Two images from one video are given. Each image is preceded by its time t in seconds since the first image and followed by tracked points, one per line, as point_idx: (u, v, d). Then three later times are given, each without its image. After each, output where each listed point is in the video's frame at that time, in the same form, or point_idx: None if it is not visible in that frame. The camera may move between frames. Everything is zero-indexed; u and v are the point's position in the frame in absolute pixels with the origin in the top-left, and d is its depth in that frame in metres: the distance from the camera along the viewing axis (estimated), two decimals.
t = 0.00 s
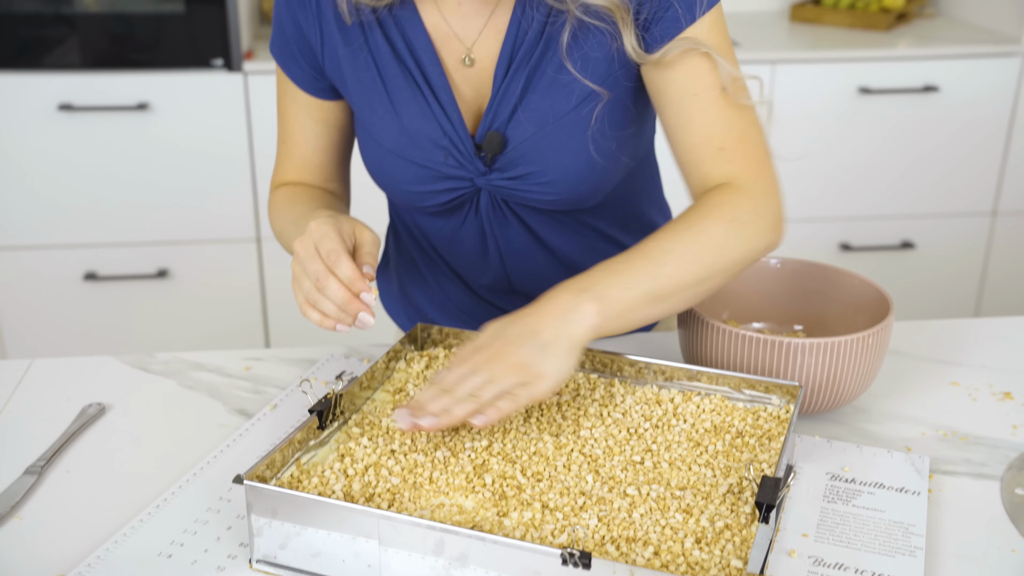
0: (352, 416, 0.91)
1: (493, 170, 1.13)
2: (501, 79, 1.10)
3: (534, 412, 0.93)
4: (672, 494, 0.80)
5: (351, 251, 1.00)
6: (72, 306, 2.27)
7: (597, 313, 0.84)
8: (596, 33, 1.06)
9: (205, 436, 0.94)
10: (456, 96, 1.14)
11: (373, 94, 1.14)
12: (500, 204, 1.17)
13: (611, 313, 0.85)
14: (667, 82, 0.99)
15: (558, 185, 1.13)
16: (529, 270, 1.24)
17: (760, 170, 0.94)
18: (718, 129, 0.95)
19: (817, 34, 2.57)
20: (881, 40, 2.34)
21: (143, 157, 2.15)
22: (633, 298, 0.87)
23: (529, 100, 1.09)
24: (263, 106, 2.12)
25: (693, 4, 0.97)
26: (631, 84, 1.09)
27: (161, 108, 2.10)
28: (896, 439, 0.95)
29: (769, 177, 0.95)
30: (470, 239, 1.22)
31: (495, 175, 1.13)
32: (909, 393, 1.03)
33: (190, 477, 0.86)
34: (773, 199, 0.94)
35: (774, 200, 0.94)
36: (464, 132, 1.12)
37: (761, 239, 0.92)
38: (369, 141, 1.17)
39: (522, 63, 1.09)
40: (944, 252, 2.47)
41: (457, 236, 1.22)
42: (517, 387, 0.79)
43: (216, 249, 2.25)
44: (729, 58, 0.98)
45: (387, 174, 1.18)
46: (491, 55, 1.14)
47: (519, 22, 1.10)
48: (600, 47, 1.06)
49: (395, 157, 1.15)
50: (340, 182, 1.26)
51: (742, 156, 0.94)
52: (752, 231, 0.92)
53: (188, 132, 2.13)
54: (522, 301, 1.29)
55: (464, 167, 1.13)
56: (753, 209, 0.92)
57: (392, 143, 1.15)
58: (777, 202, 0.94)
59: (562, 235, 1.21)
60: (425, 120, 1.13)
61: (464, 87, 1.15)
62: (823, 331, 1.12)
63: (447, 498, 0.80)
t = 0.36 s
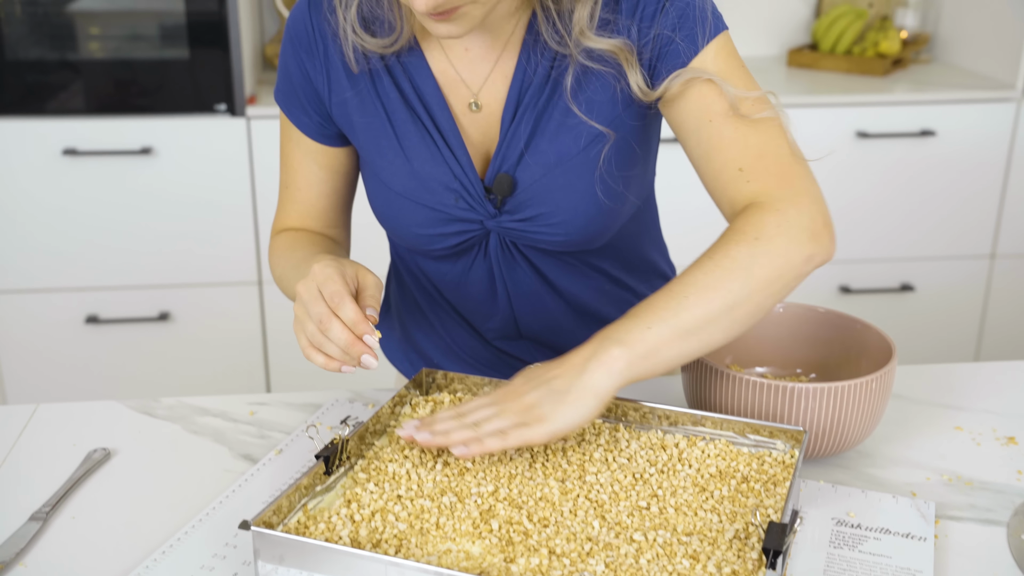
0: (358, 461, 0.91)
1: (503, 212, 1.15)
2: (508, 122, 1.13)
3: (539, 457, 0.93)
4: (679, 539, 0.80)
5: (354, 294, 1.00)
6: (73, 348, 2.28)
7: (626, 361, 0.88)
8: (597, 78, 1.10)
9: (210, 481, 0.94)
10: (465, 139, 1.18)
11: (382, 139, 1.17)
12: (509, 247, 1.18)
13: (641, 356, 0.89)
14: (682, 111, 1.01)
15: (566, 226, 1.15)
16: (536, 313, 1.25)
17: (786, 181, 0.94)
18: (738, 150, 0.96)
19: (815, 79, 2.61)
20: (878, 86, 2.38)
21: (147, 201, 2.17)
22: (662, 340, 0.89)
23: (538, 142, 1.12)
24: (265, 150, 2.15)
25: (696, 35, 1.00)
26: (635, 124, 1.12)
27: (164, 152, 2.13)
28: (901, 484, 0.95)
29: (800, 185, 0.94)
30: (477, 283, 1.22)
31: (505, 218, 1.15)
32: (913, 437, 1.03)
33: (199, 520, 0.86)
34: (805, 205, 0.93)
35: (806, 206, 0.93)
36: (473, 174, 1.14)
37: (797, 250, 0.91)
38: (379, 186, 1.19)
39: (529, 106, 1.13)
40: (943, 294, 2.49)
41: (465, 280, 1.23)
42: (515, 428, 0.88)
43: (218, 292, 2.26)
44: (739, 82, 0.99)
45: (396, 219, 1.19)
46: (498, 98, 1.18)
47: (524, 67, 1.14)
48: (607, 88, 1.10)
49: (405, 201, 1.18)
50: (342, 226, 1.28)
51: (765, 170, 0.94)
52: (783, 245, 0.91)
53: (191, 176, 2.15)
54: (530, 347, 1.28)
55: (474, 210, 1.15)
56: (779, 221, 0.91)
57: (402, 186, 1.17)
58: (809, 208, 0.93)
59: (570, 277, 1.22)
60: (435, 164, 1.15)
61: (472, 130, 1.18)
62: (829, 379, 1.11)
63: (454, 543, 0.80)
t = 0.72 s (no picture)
0: (367, 509, 0.92)
1: (511, 260, 1.17)
2: (519, 172, 1.17)
3: (546, 505, 0.94)
4: None
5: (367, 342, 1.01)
6: (75, 394, 2.28)
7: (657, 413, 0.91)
8: (607, 126, 1.14)
9: (217, 529, 0.94)
10: (476, 188, 1.21)
11: (394, 184, 1.21)
12: (517, 293, 1.20)
13: (670, 406, 0.91)
14: (700, 145, 1.03)
15: (574, 274, 1.16)
16: (544, 359, 1.25)
17: (804, 198, 0.93)
18: (754, 174, 0.96)
19: (813, 125, 2.65)
20: (877, 132, 2.44)
21: (152, 246, 2.19)
22: (687, 387, 0.92)
23: (547, 193, 1.15)
24: (269, 196, 2.19)
25: (701, 77, 1.03)
26: (641, 175, 1.15)
27: (168, 198, 2.16)
28: (905, 532, 0.95)
29: (819, 199, 0.93)
30: (485, 329, 1.24)
31: (513, 265, 1.17)
32: (917, 485, 1.03)
33: (208, 568, 0.87)
34: (823, 218, 0.92)
35: (826, 219, 0.92)
36: (483, 222, 1.17)
37: (819, 266, 0.91)
38: (390, 231, 1.22)
39: (539, 157, 1.16)
40: (943, 339, 2.51)
41: (473, 325, 1.24)
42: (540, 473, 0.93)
43: (221, 336, 2.27)
44: (750, 109, 1.01)
45: (406, 264, 1.22)
46: (509, 149, 1.21)
47: (535, 119, 1.17)
48: (614, 139, 1.14)
49: (415, 246, 1.20)
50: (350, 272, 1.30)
51: (781, 191, 0.94)
52: (804, 263, 0.91)
53: (194, 220, 2.18)
54: (538, 391, 1.28)
55: (483, 258, 1.17)
56: (797, 241, 0.91)
57: (413, 232, 1.20)
58: (830, 220, 0.92)
59: (578, 324, 1.23)
60: (446, 212, 1.18)
61: (483, 179, 1.22)
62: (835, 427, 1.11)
63: None
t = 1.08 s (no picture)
0: (364, 559, 0.93)
1: (511, 309, 1.18)
2: (520, 224, 1.18)
3: (543, 556, 0.93)
4: None
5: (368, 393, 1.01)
6: (74, 441, 2.30)
7: (669, 454, 0.91)
8: (607, 178, 1.16)
9: None
10: (478, 239, 1.23)
11: (397, 233, 1.22)
12: (517, 343, 1.21)
13: (682, 448, 0.91)
14: (707, 184, 1.03)
15: (573, 325, 1.17)
16: (544, 408, 1.25)
17: (811, 221, 0.92)
18: (759, 208, 0.95)
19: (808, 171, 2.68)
20: (873, 178, 2.49)
21: (152, 292, 2.23)
22: (698, 427, 0.91)
23: (548, 244, 1.17)
24: (268, 241, 2.22)
25: (700, 123, 1.05)
26: (641, 228, 1.17)
27: (167, 245, 2.21)
28: None
29: (825, 223, 0.91)
30: (485, 377, 1.25)
31: (513, 315, 1.18)
32: (916, 534, 1.03)
33: None
34: (831, 242, 0.90)
35: (833, 242, 0.90)
36: (484, 272, 1.19)
37: (826, 291, 0.89)
38: (392, 278, 1.23)
39: (541, 208, 1.18)
40: (940, 384, 2.54)
41: (474, 373, 1.25)
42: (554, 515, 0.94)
43: (219, 382, 2.29)
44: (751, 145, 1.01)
45: (408, 311, 1.23)
46: (510, 200, 1.23)
47: (537, 171, 1.20)
48: (613, 191, 1.15)
49: (416, 294, 1.21)
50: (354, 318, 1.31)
51: (789, 219, 0.93)
52: (813, 288, 0.89)
53: (194, 267, 2.22)
54: (538, 441, 1.27)
55: (483, 307, 1.19)
56: (802, 268, 0.90)
57: (415, 280, 1.21)
58: (839, 241, 0.90)
59: (578, 375, 1.23)
60: (448, 261, 1.20)
61: (485, 230, 1.24)
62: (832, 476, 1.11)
63: None
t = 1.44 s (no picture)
0: None
1: (514, 350, 1.19)
2: (525, 266, 1.19)
3: None
4: None
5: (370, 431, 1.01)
6: (71, 481, 2.29)
7: (608, 534, 0.91)
8: (608, 228, 1.17)
9: None
10: (483, 278, 1.24)
11: (404, 272, 1.23)
12: (521, 385, 1.21)
13: (622, 525, 0.91)
14: (689, 249, 1.05)
15: (575, 368, 1.18)
16: (547, 447, 1.25)
17: (770, 308, 0.92)
18: (731, 282, 0.96)
19: (806, 211, 2.71)
20: (870, 218, 2.53)
21: (151, 332, 2.23)
22: (642, 508, 0.91)
23: (552, 288, 1.17)
24: (269, 281, 2.23)
25: (696, 181, 1.06)
26: (644, 275, 1.17)
27: (168, 285, 2.21)
28: None
29: (788, 310, 0.92)
30: (489, 416, 1.25)
31: (516, 356, 1.19)
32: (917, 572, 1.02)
33: None
34: (790, 331, 0.90)
35: (792, 331, 0.90)
36: (488, 312, 1.19)
37: (779, 381, 0.89)
38: (397, 316, 1.24)
39: (545, 252, 1.19)
40: (941, 424, 2.55)
41: (477, 412, 1.25)
42: None
43: (217, 422, 2.29)
44: (738, 215, 1.02)
45: (412, 349, 1.23)
46: (515, 240, 1.25)
47: (543, 215, 1.21)
48: (615, 236, 1.16)
49: (420, 332, 1.22)
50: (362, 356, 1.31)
51: (754, 301, 0.94)
52: (765, 377, 0.89)
53: (193, 306, 2.23)
54: (540, 479, 1.28)
55: (486, 347, 1.19)
56: (758, 353, 0.90)
57: (419, 318, 1.22)
58: (794, 333, 0.90)
59: (581, 416, 1.23)
60: (452, 300, 1.20)
61: (490, 270, 1.25)
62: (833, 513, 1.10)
63: None
